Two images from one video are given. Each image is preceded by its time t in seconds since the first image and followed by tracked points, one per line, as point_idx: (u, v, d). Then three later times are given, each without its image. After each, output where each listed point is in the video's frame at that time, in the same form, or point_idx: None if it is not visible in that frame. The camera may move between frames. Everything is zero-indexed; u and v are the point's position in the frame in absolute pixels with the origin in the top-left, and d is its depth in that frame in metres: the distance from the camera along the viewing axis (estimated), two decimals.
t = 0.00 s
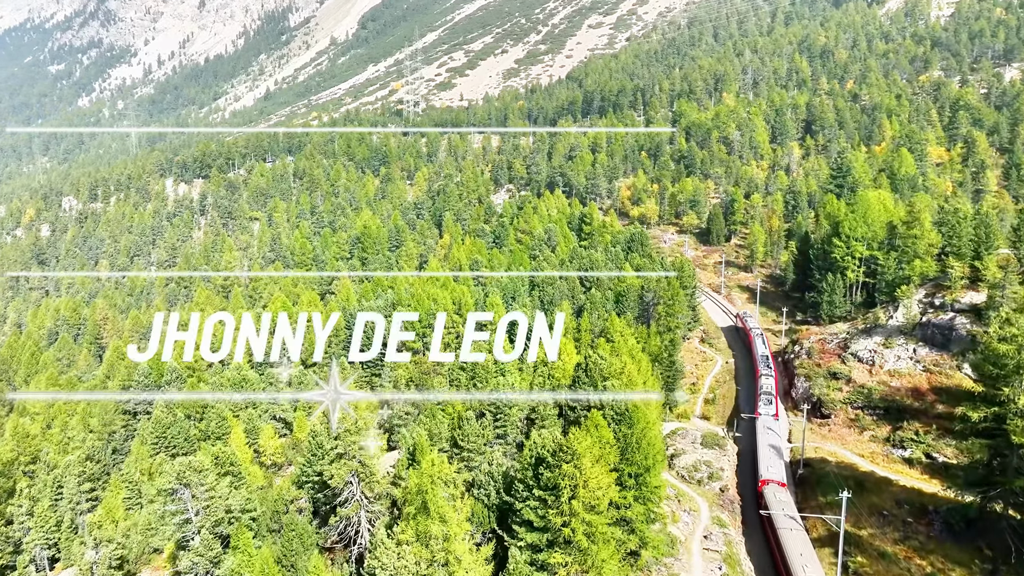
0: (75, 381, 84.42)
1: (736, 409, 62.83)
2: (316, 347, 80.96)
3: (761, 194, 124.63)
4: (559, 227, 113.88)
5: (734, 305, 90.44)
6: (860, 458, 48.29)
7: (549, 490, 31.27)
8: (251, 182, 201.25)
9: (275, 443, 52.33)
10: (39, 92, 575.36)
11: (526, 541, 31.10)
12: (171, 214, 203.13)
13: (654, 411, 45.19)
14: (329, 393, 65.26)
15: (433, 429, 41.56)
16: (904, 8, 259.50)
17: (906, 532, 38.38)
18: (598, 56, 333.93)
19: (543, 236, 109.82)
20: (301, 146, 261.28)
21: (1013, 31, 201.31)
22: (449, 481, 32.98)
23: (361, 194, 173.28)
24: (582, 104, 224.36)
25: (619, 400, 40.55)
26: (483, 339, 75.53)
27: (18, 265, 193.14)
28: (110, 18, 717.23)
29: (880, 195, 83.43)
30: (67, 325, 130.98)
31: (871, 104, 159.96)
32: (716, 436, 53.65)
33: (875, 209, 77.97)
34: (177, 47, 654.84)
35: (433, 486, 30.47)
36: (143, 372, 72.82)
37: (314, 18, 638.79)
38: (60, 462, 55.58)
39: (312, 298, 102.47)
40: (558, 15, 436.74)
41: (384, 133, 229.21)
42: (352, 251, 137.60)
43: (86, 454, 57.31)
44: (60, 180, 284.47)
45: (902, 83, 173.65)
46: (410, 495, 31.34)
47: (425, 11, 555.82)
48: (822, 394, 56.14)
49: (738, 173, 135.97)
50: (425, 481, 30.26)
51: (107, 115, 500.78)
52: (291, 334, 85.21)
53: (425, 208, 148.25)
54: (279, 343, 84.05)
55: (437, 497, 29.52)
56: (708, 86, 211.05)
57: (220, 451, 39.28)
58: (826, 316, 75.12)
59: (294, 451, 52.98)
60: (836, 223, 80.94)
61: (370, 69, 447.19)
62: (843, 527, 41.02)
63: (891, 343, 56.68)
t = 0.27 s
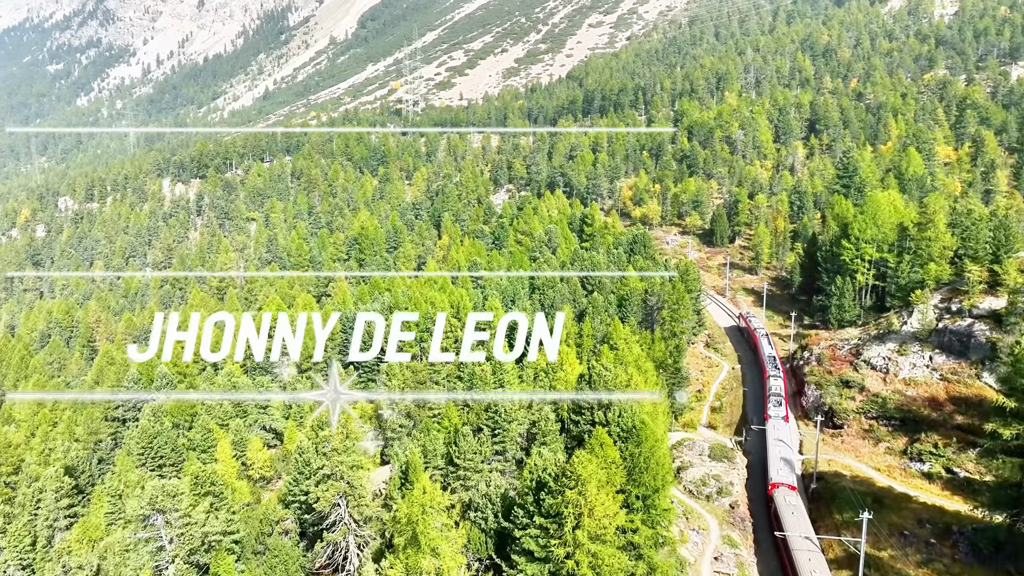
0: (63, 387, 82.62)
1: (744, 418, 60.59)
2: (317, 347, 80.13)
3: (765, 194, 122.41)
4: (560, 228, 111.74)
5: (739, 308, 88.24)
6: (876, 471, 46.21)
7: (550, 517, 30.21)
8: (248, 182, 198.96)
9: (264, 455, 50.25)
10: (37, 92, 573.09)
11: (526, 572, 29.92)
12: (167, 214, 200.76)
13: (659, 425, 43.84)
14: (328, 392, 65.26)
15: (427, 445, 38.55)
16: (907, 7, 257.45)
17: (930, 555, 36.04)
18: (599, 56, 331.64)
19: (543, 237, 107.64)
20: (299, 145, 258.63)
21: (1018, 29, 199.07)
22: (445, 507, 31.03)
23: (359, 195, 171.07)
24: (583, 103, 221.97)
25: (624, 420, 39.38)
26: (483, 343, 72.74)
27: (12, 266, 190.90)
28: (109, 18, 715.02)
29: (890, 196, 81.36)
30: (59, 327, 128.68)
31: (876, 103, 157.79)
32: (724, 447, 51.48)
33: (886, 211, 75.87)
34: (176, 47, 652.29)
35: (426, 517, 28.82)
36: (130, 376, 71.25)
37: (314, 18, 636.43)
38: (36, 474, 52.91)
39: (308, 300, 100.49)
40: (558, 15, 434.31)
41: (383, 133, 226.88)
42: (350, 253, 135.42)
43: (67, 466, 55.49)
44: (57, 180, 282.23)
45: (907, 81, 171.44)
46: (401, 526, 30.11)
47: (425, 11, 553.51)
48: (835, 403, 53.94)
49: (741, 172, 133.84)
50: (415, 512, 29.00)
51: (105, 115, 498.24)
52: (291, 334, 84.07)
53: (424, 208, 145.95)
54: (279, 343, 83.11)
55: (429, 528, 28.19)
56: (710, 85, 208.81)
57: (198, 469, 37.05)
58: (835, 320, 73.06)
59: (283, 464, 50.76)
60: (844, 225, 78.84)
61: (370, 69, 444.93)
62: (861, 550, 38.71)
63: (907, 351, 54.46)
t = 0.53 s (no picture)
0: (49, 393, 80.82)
1: (752, 428, 58.31)
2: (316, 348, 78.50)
3: (769, 194, 120.21)
4: (561, 229, 109.60)
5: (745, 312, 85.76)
6: (893, 486, 44.01)
7: (548, 548, 29.85)
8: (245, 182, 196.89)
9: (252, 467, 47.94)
10: (35, 92, 571.01)
11: None
12: (163, 215, 198.65)
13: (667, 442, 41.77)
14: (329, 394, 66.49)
15: (420, 465, 37.13)
16: (911, 5, 255.23)
17: None
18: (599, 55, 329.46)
19: (543, 238, 105.42)
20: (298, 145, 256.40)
21: None
22: (437, 541, 30.01)
23: (357, 195, 168.96)
24: (583, 102, 219.77)
25: (633, 439, 38.09)
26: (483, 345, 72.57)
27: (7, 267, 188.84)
28: (108, 18, 712.81)
29: (900, 197, 79.25)
30: (51, 330, 126.61)
31: (882, 102, 155.50)
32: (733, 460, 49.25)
33: (896, 212, 73.74)
34: (175, 47, 650.18)
35: (415, 557, 28.08)
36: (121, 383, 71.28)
37: (313, 17, 634.13)
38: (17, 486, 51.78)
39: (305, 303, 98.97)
40: (558, 14, 431.96)
41: (382, 133, 224.72)
42: (347, 254, 133.28)
43: (49, 478, 54.29)
44: (54, 180, 280.31)
45: (912, 80, 169.23)
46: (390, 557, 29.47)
47: (425, 10, 551.44)
48: (848, 413, 51.65)
49: (744, 173, 131.77)
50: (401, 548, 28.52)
51: (103, 114, 496.02)
52: (291, 334, 83.27)
53: (422, 208, 143.75)
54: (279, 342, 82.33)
55: (417, 569, 27.65)
56: (712, 84, 206.60)
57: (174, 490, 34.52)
58: (845, 324, 70.91)
59: (271, 477, 48.49)
60: (854, 227, 76.66)
61: (369, 68, 442.77)
62: (883, 575, 36.22)
63: (924, 359, 52.16)
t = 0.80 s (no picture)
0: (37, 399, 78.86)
1: (761, 439, 55.98)
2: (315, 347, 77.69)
3: (774, 194, 118.03)
4: (561, 230, 107.43)
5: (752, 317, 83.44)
6: (913, 504, 41.89)
7: None
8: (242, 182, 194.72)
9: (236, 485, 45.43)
10: (34, 92, 568.32)
11: None
12: (159, 216, 196.40)
13: (678, 465, 39.60)
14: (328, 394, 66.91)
15: (413, 486, 35.02)
16: (914, 4, 252.87)
17: None
18: (599, 54, 327.33)
19: (544, 239, 103.24)
20: (296, 145, 254.35)
21: None
22: None
23: (355, 195, 166.77)
24: (584, 102, 217.61)
25: (645, 461, 35.95)
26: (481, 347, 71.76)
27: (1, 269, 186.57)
28: (107, 17, 710.59)
29: (912, 198, 77.21)
30: (43, 333, 124.37)
31: (887, 101, 153.29)
32: (744, 475, 47.12)
33: (908, 213, 71.71)
34: (174, 46, 647.43)
35: None
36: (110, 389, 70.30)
37: (312, 16, 632.17)
38: None
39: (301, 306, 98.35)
40: (558, 13, 429.69)
41: (380, 133, 222.53)
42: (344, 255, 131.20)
43: (29, 492, 52.34)
44: (50, 180, 278.08)
45: (917, 79, 167.04)
46: None
47: (424, 10, 549.29)
48: (863, 424, 49.41)
49: (748, 173, 129.61)
50: None
51: (101, 114, 493.56)
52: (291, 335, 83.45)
53: (421, 209, 141.58)
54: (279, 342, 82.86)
55: None
56: (714, 83, 204.41)
57: (147, 516, 33.46)
58: (856, 329, 68.72)
59: (257, 493, 45.99)
60: (865, 228, 74.61)
61: (368, 68, 440.53)
62: None
63: (942, 368, 49.97)
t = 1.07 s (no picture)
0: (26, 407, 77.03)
1: (771, 451, 53.74)
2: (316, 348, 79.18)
3: (779, 195, 115.81)
4: (562, 231, 105.18)
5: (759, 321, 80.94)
6: (934, 523, 39.73)
7: None
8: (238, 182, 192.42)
9: (221, 502, 43.30)
10: (33, 92, 565.48)
11: None
12: (155, 216, 193.99)
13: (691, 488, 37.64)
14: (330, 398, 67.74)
15: (404, 513, 33.45)
16: (918, 2, 250.38)
17: None
18: (600, 53, 324.87)
19: (544, 241, 101.00)
20: (294, 145, 252.09)
21: None
22: None
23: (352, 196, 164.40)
24: (584, 101, 215.26)
25: (655, 491, 34.05)
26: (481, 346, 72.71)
27: None
28: (106, 17, 708.18)
29: (923, 199, 75.09)
30: (34, 337, 122.09)
31: (892, 100, 150.97)
32: (755, 490, 44.91)
33: (921, 215, 69.59)
34: (173, 46, 644.56)
35: None
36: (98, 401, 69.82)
37: (311, 16, 629.97)
38: None
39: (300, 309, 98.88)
40: (558, 12, 427.22)
41: (379, 133, 220.14)
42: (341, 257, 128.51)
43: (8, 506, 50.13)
44: (47, 181, 275.63)
45: (923, 78, 164.68)
46: None
47: (424, 9, 546.79)
48: (879, 437, 47.18)
49: (752, 173, 127.40)
50: None
51: (100, 114, 490.94)
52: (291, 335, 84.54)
53: (419, 210, 139.28)
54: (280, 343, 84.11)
55: None
56: (716, 82, 202.04)
57: (116, 549, 35.83)
58: (867, 335, 66.42)
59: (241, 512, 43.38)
60: (876, 230, 72.48)
61: (367, 67, 438.02)
62: None
63: (962, 377, 47.69)
